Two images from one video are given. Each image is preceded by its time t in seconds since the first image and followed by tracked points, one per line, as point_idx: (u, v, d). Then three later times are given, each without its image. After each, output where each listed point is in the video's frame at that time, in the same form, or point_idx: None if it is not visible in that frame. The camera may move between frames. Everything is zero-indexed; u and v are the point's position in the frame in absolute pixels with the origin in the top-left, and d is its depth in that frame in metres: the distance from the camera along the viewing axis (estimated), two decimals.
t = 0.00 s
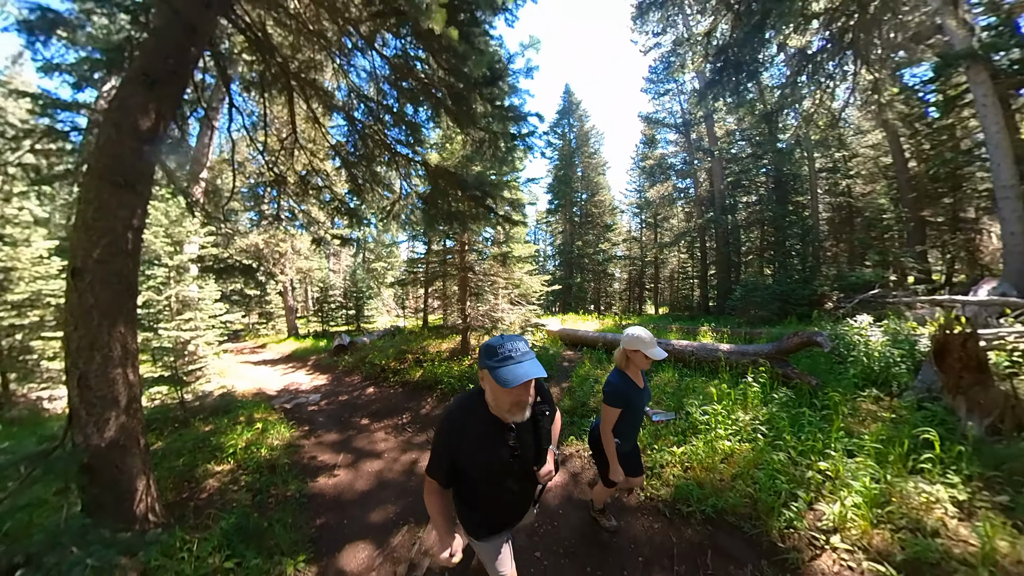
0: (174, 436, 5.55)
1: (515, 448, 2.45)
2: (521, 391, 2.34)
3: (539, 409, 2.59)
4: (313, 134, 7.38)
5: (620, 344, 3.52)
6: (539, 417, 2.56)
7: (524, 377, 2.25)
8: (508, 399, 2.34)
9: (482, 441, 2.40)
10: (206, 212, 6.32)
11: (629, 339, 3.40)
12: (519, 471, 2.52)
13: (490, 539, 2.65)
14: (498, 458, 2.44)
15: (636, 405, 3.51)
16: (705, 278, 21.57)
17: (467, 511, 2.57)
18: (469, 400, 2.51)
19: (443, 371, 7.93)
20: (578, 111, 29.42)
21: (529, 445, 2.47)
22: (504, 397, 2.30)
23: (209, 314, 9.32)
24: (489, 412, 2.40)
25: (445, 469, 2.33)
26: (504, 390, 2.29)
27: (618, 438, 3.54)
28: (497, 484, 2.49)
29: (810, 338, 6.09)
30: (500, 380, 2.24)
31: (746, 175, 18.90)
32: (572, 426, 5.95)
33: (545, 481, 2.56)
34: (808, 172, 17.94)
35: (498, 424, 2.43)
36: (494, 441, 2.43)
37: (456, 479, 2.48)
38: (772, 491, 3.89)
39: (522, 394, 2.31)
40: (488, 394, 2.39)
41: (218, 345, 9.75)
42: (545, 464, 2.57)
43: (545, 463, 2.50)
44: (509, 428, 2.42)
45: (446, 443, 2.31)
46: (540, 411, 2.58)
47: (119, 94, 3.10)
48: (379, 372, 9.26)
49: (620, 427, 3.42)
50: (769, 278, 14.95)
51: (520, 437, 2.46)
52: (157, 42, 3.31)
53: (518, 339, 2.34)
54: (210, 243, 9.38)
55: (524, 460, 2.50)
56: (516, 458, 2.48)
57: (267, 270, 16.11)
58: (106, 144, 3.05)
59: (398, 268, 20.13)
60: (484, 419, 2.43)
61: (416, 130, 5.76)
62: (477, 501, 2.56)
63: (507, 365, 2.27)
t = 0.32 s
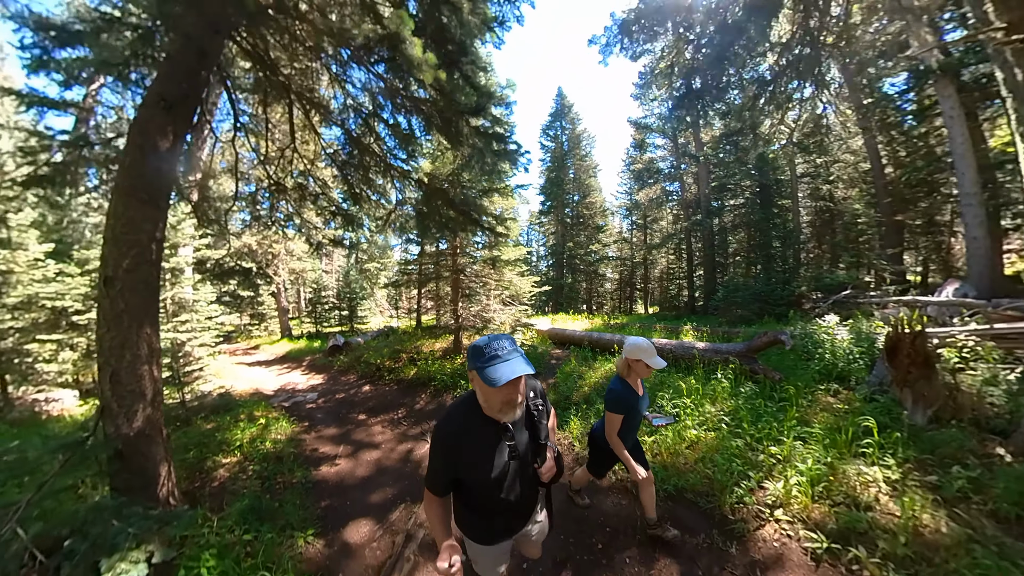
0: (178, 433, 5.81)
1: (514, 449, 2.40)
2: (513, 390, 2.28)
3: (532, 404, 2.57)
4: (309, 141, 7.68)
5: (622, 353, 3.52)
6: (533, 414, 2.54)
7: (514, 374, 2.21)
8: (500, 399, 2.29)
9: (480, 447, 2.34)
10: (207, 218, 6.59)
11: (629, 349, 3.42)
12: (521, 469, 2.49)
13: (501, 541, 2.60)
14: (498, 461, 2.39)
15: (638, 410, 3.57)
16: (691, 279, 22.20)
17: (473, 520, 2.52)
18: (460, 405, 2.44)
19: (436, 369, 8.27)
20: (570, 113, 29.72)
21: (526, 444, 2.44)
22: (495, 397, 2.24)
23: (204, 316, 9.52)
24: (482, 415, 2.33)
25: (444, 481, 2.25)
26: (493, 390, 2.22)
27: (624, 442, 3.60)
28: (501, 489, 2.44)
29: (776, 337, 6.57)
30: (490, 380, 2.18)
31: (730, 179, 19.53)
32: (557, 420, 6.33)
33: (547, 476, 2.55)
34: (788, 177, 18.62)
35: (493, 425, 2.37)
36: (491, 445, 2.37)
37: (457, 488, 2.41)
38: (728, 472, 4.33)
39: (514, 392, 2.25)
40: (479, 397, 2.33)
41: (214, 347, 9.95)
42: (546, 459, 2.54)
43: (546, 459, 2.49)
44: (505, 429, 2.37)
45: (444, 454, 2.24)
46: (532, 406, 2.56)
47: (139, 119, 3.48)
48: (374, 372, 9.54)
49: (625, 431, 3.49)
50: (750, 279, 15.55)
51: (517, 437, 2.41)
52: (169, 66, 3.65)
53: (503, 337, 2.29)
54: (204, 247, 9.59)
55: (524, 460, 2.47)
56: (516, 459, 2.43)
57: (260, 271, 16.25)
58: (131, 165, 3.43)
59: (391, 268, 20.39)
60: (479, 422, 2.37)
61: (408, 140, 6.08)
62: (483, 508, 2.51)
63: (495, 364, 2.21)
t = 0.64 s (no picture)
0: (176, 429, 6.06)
1: (502, 459, 2.43)
2: (504, 402, 2.31)
3: (521, 414, 2.60)
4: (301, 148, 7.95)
5: (629, 347, 3.64)
6: (522, 424, 2.56)
7: (505, 390, 2.24)
8: (489, 413, 2.33)
9: (468, 458, 2.34)
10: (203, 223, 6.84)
11: (636, 342, 3.53)
12: (508, 480, 2.50)
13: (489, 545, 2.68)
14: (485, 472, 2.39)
15: (644, 406, 3.60)
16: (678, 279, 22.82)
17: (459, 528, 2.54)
18: (449, 415, 2.43)
19: (426, 367, 8.59)
20: (561, 117, 30.11)
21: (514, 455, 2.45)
22: (485, 411, 2.27)
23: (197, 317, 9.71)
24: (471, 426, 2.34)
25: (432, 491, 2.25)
26: (485, 405, 2.24)
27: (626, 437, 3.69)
28: (488, 498, 2.46)
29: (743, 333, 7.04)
30: (483, 397, 2.20)
31: (714, 182, 20.17)
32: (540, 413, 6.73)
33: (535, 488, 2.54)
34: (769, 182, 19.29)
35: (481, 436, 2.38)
36: (479, 456, 2.38)
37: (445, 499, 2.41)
38: (689, 457, 4.76)
39: (505, 406, 2.29)
40: (470, 409, 2.34)
41: (208, 348, 10.15)
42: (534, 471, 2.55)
43: (533, 470, 2.50)
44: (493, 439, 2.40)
45: (432, 466, 2.22)
46: (522, 416, 2.59)
47: (150, 137, 3.86)
48: (366, 371, 9.82)
49: (627, 427, 3.56)
50: (731, 280, 16.16)
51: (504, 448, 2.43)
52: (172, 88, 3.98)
53: (497, 354, 2.31)
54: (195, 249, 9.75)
55: (512, 470, 2.49)
56: (504, 469, 2.46)
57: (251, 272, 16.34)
58: (145, 183, 3.81)
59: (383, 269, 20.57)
60: (468, 434, 2.36)
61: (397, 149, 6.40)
62: (470, 517, 2.52)
63: (487, 379, 2.23)
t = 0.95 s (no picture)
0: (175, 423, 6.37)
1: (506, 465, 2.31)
2: (517, 406, 2.17)
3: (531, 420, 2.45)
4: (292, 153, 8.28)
5: (623, 343, 3.78)
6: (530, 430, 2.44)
7: (520, 391, 2.11)
8: (502, 413, 2.20)
9: (470, 460, 2.24)
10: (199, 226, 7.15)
11: (630, 339, 3.68)
12: (510, 485, 2.41)
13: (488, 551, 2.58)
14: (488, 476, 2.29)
15: (633, 399, 3.80)
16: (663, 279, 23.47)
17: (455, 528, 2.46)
18: (456, 414, 2.31)
19: (416, 364, 8.95)
20: (551, 119, 30.56)
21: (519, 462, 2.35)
22: (499, 412, 2.15)
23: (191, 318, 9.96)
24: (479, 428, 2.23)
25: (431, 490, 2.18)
26: (497, 405, 2.12)
27: (613, 425, 3.90)
28: (488, 502, 2.38)
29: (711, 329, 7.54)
30: (496, 396, 2.09)
31: (697, 185, 20.82)
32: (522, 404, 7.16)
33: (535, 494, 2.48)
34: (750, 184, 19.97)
35: (487, 439, 2.27)
36: (484, 459, 2.28)
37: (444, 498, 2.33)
38: (650, 440, 5.24)
39: (518, 409, 2.16)
40: (480, 409, 2.21)
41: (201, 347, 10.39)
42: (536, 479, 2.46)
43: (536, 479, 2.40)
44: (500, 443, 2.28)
45: (433, 464, 2.15)
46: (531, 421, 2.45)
47: (162, 151, 4.31)
48: (358, 369, 10.14)
49: (614, 416, 3.77)
50: (712, 280, 16.81)
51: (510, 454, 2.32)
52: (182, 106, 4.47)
53: (513, 352, 2.19)
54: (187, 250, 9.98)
55: (515, 476, 2.39)
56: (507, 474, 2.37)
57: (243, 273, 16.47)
58: (159, 193, 4.29)
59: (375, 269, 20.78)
60: (473, 435, 2.26)
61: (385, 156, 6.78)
62: (466, 517, 2.45)
63: (500, 378, 2.11)
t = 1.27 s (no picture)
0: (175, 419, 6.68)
1: (496, 455, 2.48)
2: (506, 396, 2.32)
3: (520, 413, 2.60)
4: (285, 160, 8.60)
5: (624, 341, 3.94)
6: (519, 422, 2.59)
7: (508, 379, 2.23)
8: (492, 402, 2.33)
9: (462, 449, 2.40)
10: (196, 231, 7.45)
11: (632, 337, 3.83)
12: (499, 475, 2.57)
13: (471, 543, 2.70)
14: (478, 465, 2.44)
15: (635, 396, 3.94)
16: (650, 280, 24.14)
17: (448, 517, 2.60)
18: (449, 406, 2.47)
19: (406, 362, 9.31)
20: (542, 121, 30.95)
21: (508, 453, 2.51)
22: (489, 400, 2.29)
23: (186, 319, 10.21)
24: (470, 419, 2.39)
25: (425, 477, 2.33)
26: (487, 394, 2.27)
27: (616, 423, 4.01)
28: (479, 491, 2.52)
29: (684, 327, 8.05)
30: (485, 384, 2.23)
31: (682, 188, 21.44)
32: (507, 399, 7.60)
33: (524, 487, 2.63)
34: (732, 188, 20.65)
35: (478, 430, 2.43)
36: (474, 449, 2.44)
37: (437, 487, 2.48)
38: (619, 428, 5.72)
39: (507, 397, 2.31)
40: (472, 400, 2.36)
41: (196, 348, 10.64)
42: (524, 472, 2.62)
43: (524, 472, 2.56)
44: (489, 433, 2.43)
45: (427, 452, 2.31)
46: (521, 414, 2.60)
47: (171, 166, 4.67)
48: (350, 368, 10.45)
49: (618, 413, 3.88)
50: (694, 281, 17.46)
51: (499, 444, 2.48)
52: (191, 124, 4.81)
53: (501, 342, 2.33)
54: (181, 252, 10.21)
55: (504, 467, 2.55)
56: (497, 464, 2.53)
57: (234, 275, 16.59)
58: (168, 205, 4.65)
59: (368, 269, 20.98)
60: (465, 426, 2.43)
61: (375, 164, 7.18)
62: (458, 506, 2.61)
63: (490, 368, 2.26)
